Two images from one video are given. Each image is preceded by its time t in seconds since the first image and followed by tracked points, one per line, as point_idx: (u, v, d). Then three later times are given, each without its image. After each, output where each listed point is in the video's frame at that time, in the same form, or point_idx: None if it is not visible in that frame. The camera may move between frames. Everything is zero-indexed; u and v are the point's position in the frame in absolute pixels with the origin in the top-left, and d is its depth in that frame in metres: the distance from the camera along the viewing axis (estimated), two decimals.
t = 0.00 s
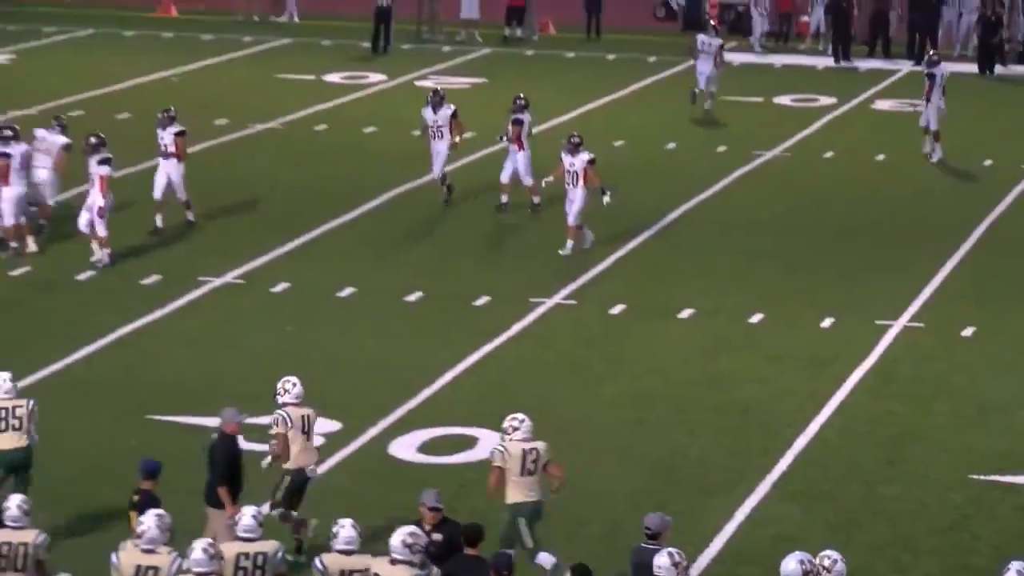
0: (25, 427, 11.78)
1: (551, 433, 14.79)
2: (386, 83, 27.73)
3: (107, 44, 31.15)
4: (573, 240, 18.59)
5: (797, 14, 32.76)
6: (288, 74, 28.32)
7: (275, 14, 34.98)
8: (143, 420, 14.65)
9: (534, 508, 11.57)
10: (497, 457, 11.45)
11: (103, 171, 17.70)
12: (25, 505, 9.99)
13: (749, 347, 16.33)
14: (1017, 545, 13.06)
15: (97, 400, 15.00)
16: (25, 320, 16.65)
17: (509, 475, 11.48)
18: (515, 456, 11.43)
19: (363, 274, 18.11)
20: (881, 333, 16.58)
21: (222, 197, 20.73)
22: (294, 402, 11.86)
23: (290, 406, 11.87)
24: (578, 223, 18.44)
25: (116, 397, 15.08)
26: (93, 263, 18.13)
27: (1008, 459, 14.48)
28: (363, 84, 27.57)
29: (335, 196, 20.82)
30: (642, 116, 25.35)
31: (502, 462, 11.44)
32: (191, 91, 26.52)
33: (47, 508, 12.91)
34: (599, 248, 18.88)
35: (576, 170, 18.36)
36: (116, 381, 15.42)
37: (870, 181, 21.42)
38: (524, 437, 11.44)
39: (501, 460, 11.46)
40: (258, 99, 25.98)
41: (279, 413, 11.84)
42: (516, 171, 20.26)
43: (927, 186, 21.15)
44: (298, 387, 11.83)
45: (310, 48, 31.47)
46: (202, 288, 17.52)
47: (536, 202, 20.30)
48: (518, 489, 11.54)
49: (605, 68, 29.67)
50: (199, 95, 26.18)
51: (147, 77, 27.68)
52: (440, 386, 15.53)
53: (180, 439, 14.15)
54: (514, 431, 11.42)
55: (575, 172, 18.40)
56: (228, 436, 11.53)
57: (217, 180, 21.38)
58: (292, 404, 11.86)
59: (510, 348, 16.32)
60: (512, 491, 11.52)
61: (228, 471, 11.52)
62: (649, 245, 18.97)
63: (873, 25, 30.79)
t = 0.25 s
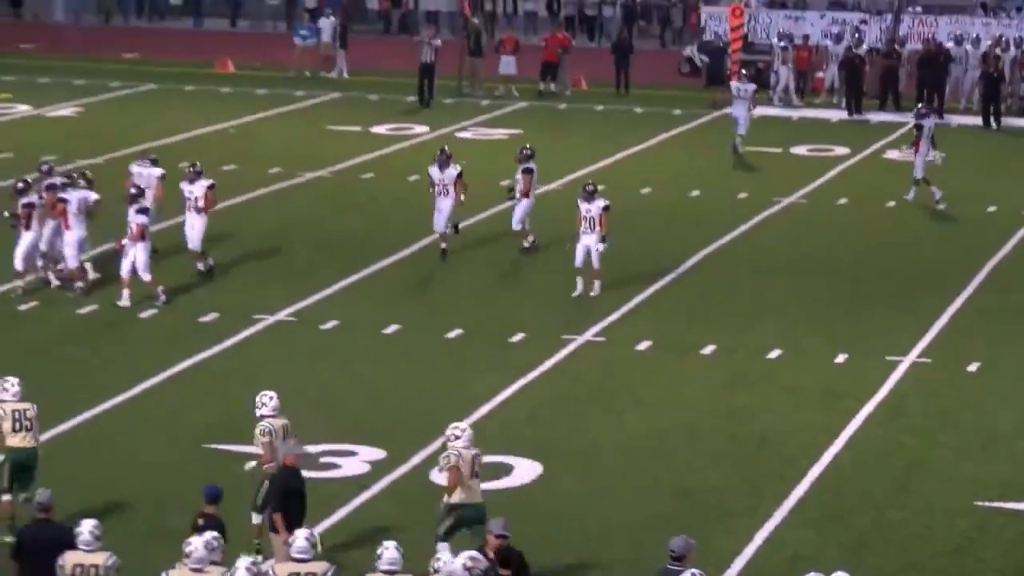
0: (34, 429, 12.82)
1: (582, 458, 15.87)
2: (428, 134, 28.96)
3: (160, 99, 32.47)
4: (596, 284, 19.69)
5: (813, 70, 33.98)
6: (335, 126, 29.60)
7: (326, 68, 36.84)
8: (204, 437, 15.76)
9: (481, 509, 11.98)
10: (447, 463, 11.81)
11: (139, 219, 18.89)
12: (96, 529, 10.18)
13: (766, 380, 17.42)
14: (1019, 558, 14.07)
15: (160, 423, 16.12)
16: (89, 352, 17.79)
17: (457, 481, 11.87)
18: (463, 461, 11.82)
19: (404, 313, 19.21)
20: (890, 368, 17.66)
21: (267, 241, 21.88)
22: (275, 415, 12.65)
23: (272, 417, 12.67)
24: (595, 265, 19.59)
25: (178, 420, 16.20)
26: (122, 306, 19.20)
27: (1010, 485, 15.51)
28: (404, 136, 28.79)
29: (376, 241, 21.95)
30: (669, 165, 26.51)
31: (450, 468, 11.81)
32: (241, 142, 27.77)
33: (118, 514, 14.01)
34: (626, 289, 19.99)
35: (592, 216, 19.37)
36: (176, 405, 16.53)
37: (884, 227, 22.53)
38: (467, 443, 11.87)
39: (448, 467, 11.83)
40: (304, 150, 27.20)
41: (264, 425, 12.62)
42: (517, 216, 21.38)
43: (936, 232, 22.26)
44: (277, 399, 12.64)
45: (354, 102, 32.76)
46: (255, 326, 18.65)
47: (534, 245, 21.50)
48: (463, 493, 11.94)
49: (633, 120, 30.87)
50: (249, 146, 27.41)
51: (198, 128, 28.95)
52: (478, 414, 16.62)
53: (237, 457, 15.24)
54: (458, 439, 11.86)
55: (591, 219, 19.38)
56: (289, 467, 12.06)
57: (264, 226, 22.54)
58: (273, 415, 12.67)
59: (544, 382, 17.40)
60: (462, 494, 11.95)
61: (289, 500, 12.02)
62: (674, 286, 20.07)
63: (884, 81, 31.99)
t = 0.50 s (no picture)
0: (42, 421, 14.29)
1: (610, 470, 16.76)
2: (466, 168, 30.02)
3: (208, 137, 33.60)
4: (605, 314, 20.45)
5: (830, 107, 34.97)
6: (377, 160, 30.67)
7: (369, 107, 38.13)
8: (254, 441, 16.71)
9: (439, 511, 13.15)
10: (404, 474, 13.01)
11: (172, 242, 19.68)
12: (156, 541, 10.93)
13: (786, 401, 18.31)
14: None
15: (213, 430, 17.08)
16: (143, 369, 18.78)
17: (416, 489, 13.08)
18: (421, 470, 13.00)
19: (442, 337, 20.12)
20: (903, 390, 18.56)
21: (309, 270, 22.84)
22: (265, 431, 13.68)
23: (259, 427, 13.69)
24: (607, 296, 20.37)
25: (229, 428, 17.16)
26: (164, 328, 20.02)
27: (1018, 493, 16.34)
28: (441, 169, 29.84)
29: (413, 270, 22.89)
30: (696, 197, 27.48)
31: (409, 477, 13.02)
32: (288, 175, 28.87)
33: (175, 517, 14.97)
34: (652, 315, 20.92)
35: (605, 251, 20.14)
36: (227, 415, 17.50)
37: (900, 257, 23.43)
38: (424, 452, 12.98)
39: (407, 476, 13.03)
40: (346, 183, 28.27)
41: (248, 435, 13.67)
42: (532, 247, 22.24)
43: (950, 262, 23.15)
44: (263, 412, 13.62)
45: (395, 138, 33.88)
46: (301, 347, 19.57)
47: (554, 274, 22.47)
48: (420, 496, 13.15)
49: (661, 155, 31.90)
50: (293, 180, 28.50)
51: (245, 163, 30.05)
52: (512, 425, 17.52)
53: (286, 462, 16.19)
54: (416, 447, 12.97)
55: (604, 254, 20.17)
56: (339, 484, 12.79)
57: (307, 256, 23.50)
58: (260, 426, 13.68)
59: (576, 401, 18.29)
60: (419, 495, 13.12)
61: (336, 516, 12.81)
62: (698, 312, 20.99)
63: (896, 118, 32.93)
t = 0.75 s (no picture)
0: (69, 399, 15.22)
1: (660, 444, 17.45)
2: (517, 180, 30.88)
3: (265, 150, 34.46)
4: (636, 319, 21.32)
5: (865, 123, 35.79)
6: (431, 172, 31.57)
7: (422, 121, 39.12)
8: (316, 426, 17.53)
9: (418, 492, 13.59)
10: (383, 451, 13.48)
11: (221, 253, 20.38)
12: (229, 534, 10.97)
13: (822, 400, 19.09)
14: None
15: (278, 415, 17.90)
16: (208, 365, 19.63)
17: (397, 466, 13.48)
18: (400, 447, 13.43)
19: (493, 341, 20.92)
20: (933, 393, 19.37)
21: (363, 279, 23.66)
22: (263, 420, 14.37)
23: (262, 417, 14.38)
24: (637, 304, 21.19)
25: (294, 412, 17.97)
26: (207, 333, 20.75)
27: None
28: (491, 181, 30.68)
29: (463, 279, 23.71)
30: (736, 209, 28.26)
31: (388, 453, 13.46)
32: (343, 187, 29.78)
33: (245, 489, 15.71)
34: (692, 322, 21.74)
35: (634, 258, 21.06)
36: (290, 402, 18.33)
37: (932, 267, 24.22)
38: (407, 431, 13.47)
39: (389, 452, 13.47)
40: (401, 195, 29.16)
41: (251, 423, 14.37)
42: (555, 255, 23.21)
43: (980, 272, 23.95)
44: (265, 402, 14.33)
45: (448, 151, 34.78)
46: (359, 349, 20.36)
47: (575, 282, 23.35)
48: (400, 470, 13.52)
49: (704, 168, 32.72)
50: (350, 191, 29.40)
51: (303, 176, 30.99)
52: (565, 412, 18.29)
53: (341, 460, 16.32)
54: (399, 427, 13.49)
55: (634, 260, 21.07)
56: (403, 482, 13.44)
57: (361, 265, 24.32)
58: (262, 417, 14.38)
59: (624, 394, 19.04)
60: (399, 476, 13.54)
61: (399, 512, 13.40)
62: (737, 320, 21.80)
63: (929, 132, 33.70)
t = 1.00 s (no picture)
0: (86, 388, 15.69)
1: (714, 450, 17.50)
2: (572, 185, 30.97)
3: (322, 154, 34.62)
4: (676, 329, 21.20)
5: (920, 127, 35.76)
6: (487, 176, 31.69)
7: (477, 126, 39.27)
8: (372, 427, 17.64)
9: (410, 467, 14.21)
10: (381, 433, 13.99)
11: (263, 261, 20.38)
12: (290, 536, 10.98)
13: (877, 404, 19.09)
14: None
15: (334, 416, 18.01)
16: (265, 366, 19.76)
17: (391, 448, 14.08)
18: (397, 430, 14.00)
19: (548, 345, 20.98)
20: (988, 397, 19.34)
21: (419, 284, 23.75)
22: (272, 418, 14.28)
23: (269, 410, 14.30)
24: (679, 314, 20.98)
25: (350, 413, 18.08)
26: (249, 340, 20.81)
27: None
28: (546, 185, 30.76)
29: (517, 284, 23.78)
30: (791, 213, 28.28)
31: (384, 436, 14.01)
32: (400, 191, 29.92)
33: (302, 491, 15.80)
34: (746, 326, 21.76)
35: (677, 267, 20.96)
36: (346, 403, 18.44)
37: (986, 272, 24.20)
38: (398, 414, 14.03)
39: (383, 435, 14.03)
40: (457, 199, 29.28)
41: (260, 417, 14.28)
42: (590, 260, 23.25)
43: None
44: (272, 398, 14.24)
45: (503, 155, 34.90)
46: (414, 352, 20.44)
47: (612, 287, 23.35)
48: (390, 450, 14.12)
49: (758, 172, 32.75)
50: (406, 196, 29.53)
51: (359, 180, 31.13)
52: (619, 415, 18.36)
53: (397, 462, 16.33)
54: (391, 410, 14.03)
55: (676, 268, 20.98)
56: (471, 487, 13.12)
57: (417, 270, 24.43)
58: (269, 410, 14.29)
59: (679, 397, 19.08)
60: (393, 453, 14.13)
61: (467, 517, 13.10)
62: (791, 324, 21.81)
63: (984, 137, 33.66)
